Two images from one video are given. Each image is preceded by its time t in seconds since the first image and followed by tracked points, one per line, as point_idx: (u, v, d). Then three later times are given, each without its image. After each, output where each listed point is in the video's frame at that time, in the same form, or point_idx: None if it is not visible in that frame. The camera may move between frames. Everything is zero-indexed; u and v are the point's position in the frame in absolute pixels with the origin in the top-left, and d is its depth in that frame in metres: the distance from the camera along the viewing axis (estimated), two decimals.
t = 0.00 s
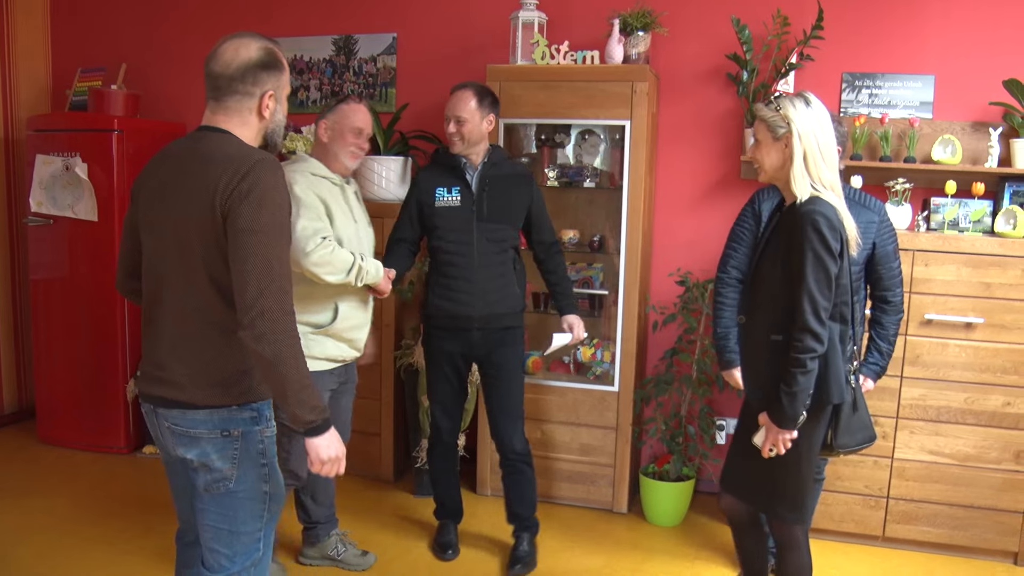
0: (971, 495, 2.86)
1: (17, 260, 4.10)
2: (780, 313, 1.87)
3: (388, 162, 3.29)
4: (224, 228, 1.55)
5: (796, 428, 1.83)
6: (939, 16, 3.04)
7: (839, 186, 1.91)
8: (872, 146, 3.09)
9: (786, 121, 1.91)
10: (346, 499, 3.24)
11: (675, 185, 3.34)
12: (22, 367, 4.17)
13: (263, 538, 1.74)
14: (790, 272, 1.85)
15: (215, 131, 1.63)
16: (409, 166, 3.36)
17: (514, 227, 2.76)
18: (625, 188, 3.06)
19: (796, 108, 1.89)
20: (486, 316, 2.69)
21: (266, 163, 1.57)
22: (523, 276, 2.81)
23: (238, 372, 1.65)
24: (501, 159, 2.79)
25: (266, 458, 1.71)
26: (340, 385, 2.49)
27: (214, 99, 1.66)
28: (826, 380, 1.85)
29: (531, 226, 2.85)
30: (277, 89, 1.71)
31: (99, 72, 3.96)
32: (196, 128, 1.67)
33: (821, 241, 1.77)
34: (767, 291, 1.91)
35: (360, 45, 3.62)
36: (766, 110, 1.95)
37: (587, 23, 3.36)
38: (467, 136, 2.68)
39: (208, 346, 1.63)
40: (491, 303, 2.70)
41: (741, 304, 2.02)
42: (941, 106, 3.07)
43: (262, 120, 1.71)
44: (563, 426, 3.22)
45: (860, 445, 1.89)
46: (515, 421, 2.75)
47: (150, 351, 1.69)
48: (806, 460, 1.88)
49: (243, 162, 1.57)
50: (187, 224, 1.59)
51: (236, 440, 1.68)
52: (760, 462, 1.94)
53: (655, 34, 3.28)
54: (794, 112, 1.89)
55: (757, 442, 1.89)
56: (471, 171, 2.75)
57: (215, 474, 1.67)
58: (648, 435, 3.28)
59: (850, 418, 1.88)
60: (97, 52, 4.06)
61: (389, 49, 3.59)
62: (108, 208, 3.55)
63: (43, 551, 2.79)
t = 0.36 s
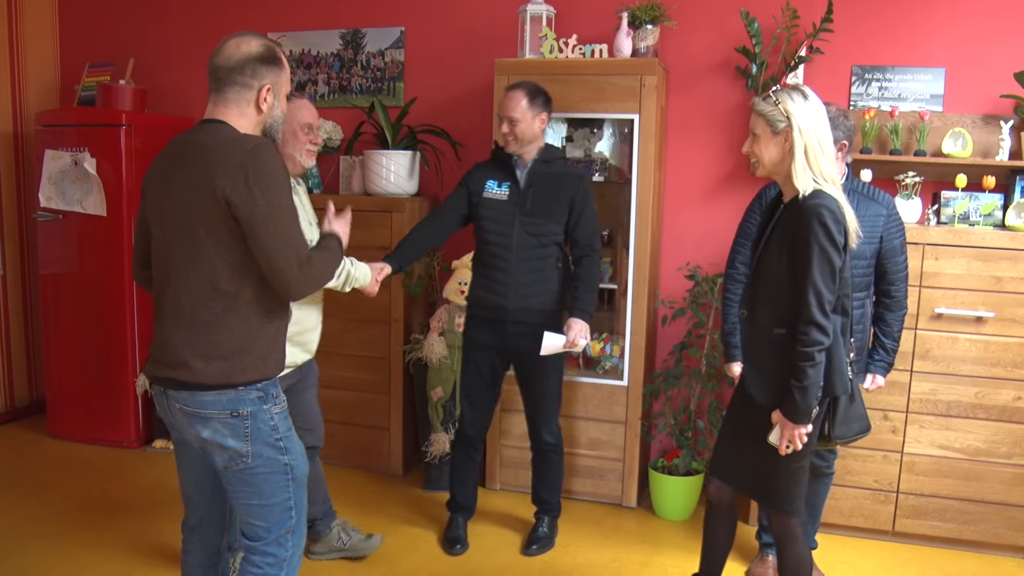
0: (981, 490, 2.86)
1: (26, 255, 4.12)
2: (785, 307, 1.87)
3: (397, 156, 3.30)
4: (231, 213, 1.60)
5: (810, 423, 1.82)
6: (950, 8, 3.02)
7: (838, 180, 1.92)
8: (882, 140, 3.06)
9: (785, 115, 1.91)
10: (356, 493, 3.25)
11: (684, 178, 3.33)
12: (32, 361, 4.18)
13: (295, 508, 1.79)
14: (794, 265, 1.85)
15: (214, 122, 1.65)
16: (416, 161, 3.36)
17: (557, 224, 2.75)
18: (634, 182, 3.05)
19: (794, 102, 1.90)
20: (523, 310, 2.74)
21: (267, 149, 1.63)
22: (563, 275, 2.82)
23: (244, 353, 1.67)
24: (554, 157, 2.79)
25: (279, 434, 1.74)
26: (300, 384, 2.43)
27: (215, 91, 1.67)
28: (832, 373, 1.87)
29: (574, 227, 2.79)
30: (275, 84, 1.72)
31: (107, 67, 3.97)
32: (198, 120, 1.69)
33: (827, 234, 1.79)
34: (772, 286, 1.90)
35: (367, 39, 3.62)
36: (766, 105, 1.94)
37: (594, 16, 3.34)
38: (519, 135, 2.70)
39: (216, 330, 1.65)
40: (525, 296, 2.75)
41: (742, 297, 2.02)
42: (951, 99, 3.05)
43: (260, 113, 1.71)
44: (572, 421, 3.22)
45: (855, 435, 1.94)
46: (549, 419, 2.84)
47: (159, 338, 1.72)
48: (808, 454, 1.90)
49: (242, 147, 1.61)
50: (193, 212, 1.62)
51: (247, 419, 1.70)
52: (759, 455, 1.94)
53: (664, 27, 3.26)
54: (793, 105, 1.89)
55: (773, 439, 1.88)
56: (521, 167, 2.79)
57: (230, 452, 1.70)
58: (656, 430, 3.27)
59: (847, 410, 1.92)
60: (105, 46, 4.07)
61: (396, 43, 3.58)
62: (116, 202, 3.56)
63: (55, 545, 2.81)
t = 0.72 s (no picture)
0: (987, 485, 2.85)
1: (33, 254, 4.14)
2: (759, 299, 1.95)
3: (401, 154, 3.31)
4: (264, 215, 1.62)
5: (783, 410, 1.89)
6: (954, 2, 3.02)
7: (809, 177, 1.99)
8: (886, 134, 3.07)
9: (763, 111, 1.96)
10: (362, 490, 3.26)
11: (688, 174, 3.33)
12: (40, 360, 4.20)
13: (288, 507, 1.78)
14: (768, 258, 1.93)
15: (233, 122, 1.66)
16: (421, 158, 3.37)
17: (584, 224, 2.78)
18: (638, 179, 3.05)
19: (772, 99, 1.95)
20: (547, 307, 2.76)
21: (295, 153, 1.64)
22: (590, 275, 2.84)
23: (269, 348, 1.71)
24: (587, 157, 2.82)
25: (290, 432, 1.76)
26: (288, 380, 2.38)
27: (238, 90, 1.67)
28: (802, 362, 1.94)
29: (601, 231, 2.81)
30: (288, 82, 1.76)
31: (112, 66, 3.98)
32: (213, 119, 1.69)
33: (800, 227, 1.87)
34: (745, 278, 1.97)
35: (372, 37, 3.63)
36: (744, 100, 1.98)
37: (598, 12, 3.35)
38: (554, 127, 2.73)
39: (238, 327, 1.68)
40: (551, 294, 2.77)
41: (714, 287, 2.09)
42: (955, 94, 3.05)
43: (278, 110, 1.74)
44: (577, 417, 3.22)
45: (823, 426, 1.95)
46: (569, 410, 2.86)
47: (180, 332, 1.73)
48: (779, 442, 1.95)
49: (272, 151, 1.62)
50: (216, 212, 1.62)
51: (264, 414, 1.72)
52: (736, 443, 2.01)
53: (667, 23, 3.27)
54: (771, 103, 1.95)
55: (746, 429, 1.94)
56: (553, 165, 2.83)
57: (242, 447, 1.71)
58: (662, 426, 3.26)
59: (813, 401, 1.94)
60: (110, 46, 4.08)
61: (400, 40, 3.59)
62: (122, 201, 3.57)
63: (62, 543, 2.83)
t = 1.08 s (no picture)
0: (989, 481, 2.86)
1: (36, 255, 4.15)
2: (714, 286, 2.07)
3: (403, 154, 3.31)
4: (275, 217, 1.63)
5: (730, 393, 2.03)
6: None
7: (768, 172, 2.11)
8: (887, 131, 3.07)
9: (727, 108, 2.06)
10: (364, 489, 3.27)
11: (688, 172, 3.34)
12: (43, 360, 4.22)
13: (287, 509, 1.79)
14: (722, 248, 2.05)
15: (254, 124, 1.67)
16: (423, 157, 3.38)
17: (579, 221, 2.80)
18: (639, 177, 3.05)
19: (735, 96, 2.06)
20: (541, 304, 2.77)
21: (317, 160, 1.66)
22: (586, 270, 2.84)
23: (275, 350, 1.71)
24: (576, 153, 2.83)
25: (294, 434, 1.76)
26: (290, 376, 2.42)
27: (255, 93, 1.68)
28: (756, 349, 2.06)
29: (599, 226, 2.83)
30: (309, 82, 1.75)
31: (114, 67, 3.99)
32: (231, 119, 1.70)
33: (752, 216, 1.99)
34: (701, 266, 2.09)
35: (372, 36, 3.63)
36: (709, 98, 2.08)
37: (598, 11, 3.35)
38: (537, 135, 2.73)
39: (248, 328, 1.69)
40: (545, 290, 2.77)
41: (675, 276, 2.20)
42: (956, 90, 3.05)
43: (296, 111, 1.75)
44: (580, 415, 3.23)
45: (782, 411, 2.12)
46: (567, 408, 2.87)
47: (185, 333, 1.73)
48: (731, 429, 2.09)
49: (295, 155, 1.64)
50: (231, 215, 1.64)
51: (270, 415, 1.73)
52: (693, 428, 2.15)
53: (667, 21, 3.27)
54: (733, 99, 2.06)
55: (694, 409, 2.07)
56: (543, 166, 2.83)
57: (247, 447, 1.72)
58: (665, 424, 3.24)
59: (772, 387, 2.10)
60: (112, 47, 4.10)
61: (401, 40, 3.59)
62: (125, 201, 3.58)
63: (66, 543, 2.83)
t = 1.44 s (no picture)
0: (1000, 482, 2.85)
1: (50, 256, 4.18)
2: (712, 282, 2.11)
3: (411, 153, 3.32)
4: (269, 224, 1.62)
5: (738, 384, 2.05)
6: None
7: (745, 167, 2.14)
8: (897, 131, 3.06)
9: (697, 109, 2.10)
10: (374, 489, 3.29)
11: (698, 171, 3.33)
12: (57, 361, 4.25)
13: (294, 514, 1.79)
14: (719, 243, 2.09)
15: (253, 126, 1.68)
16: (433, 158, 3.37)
17: (559, 218, 2.81)
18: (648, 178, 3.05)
19: (705, 97, 2.10)
20: (524, 302, 2.79)
21: (305, 160, 1.64)
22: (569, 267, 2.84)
23: (282, 353, 1.72)
24: (554, 153, 2.85)
25: (299, 439, 1.77)
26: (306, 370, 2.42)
27: (252, 94, 1.69)
28: (758, 339, 2.10)
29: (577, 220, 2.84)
30: (311, 79, 1.74)
31: (126, 70, 4.02)
32: (234, 121, 1.72)
33: (748, 209, 2.03)
34: (698, 262, 2.12)
35: (382, 38, 3.64)
36: (679, 99, 2.13)
37: (608, 11, 3.35)
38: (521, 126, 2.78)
39: (252, 330, 1.69)
40: (527, 288, 2.78)
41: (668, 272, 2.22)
42: (967, 89, 3.04)
43: (299, 111, 1.74)
44: (590, 416, 3.23)
45: (783, 397, 2.15)
46: (563, 405, 2.88)
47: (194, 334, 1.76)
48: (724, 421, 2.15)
49: (284, 158, 1.63)
50: (229, 217, 1.64)
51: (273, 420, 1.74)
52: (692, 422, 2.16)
53: (676, 22, 3.27)
54: (704, 100, 2.09)
55: (704, 404, 2.09)
56: (523, 162, 2.86)
57: (250, 451, 1.73)
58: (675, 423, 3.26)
59: (773, 373, 2.13)
60: (124, 50, 4.12)
61: (411, 41, 3.60)
62: (136, 203, 3.60)
63: (81, 543, 2.85)
